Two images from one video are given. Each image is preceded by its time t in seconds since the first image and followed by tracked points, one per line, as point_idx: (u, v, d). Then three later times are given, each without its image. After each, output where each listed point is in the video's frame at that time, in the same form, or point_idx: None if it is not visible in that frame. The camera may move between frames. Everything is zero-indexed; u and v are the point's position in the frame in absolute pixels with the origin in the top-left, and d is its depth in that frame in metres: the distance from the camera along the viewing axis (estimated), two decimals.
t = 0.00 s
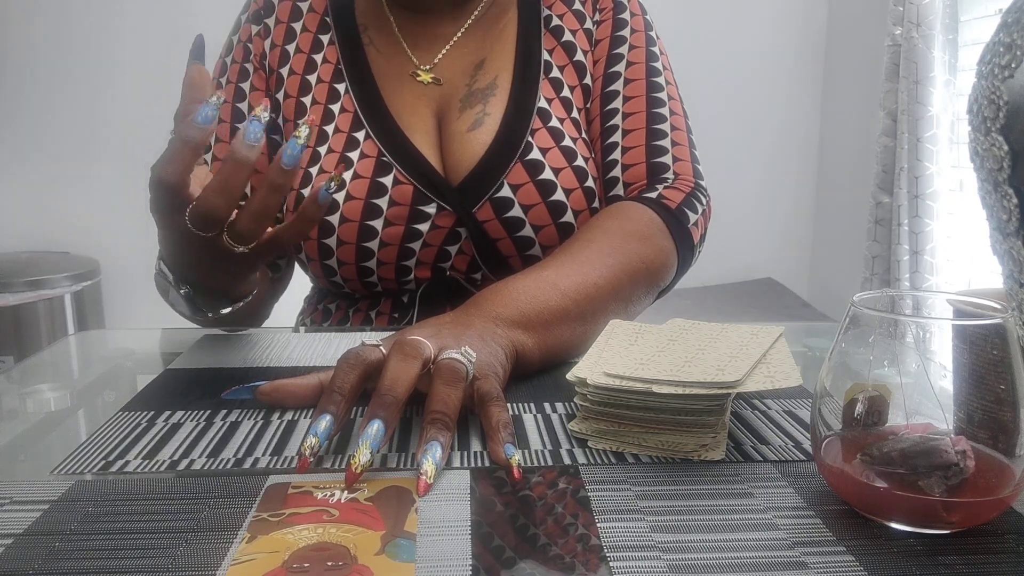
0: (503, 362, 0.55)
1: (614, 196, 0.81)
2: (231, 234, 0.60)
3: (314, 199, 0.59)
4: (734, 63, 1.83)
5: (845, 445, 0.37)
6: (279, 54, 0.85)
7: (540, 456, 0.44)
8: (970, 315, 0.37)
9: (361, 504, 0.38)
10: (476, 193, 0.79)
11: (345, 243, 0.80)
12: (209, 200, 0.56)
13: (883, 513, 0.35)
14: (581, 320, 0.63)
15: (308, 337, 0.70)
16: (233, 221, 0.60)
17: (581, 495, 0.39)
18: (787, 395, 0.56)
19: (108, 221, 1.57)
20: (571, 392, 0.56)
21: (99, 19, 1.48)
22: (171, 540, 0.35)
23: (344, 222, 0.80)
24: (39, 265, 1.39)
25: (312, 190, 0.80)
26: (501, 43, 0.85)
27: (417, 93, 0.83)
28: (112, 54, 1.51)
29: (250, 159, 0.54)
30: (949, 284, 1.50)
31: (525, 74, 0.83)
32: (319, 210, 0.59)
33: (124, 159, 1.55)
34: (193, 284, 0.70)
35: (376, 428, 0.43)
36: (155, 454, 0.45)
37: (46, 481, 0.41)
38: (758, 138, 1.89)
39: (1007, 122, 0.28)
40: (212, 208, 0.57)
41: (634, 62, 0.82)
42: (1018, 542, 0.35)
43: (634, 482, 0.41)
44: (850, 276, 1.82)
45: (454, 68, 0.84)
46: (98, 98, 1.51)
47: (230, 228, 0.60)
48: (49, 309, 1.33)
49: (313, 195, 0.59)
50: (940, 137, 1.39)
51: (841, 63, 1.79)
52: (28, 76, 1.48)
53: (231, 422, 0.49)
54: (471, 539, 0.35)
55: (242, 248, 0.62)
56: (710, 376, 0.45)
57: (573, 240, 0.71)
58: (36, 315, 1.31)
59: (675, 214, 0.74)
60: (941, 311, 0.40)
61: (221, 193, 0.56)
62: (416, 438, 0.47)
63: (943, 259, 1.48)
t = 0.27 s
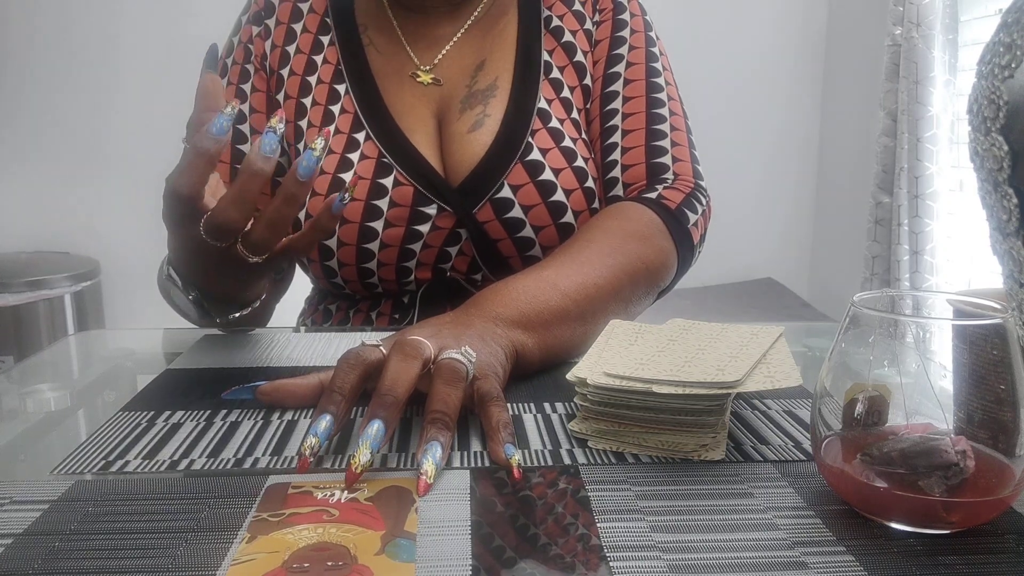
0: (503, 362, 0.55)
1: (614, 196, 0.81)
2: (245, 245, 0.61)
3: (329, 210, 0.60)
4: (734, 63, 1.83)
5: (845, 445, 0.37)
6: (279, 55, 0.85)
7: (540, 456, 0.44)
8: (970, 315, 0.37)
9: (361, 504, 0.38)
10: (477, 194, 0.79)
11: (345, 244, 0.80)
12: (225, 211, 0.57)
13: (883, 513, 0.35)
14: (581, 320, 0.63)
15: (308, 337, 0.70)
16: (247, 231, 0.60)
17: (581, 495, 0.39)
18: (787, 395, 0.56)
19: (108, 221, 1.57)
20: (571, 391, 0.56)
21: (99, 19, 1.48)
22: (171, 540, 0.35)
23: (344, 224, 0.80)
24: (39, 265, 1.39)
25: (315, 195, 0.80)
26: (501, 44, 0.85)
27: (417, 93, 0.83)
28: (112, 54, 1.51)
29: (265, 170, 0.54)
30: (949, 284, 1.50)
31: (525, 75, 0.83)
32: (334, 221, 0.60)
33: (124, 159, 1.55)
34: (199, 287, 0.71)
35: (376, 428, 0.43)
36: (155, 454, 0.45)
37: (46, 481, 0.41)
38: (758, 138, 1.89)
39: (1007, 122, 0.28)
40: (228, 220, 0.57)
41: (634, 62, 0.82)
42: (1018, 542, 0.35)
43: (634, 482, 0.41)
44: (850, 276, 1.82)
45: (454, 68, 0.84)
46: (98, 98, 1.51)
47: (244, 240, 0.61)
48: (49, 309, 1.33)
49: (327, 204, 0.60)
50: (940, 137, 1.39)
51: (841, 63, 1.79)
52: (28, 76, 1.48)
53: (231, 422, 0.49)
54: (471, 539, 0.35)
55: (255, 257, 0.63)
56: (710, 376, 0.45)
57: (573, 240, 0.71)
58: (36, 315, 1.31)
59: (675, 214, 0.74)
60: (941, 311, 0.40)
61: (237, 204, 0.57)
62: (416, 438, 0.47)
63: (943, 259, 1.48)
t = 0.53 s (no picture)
0: (503, 362, 0.55)
1: (614, 196, 0.81)
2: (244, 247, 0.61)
3: (328, 212, 0.60)
4: (734, 63, 1.83)
5: (845, 445, 0.37)
6: (279, 55, 0.85)
7: (540, 456, 0.44)
8: (970, 315, 0.37)
9: (361, 504, 0.38)
10: (476, 194, 0.79)
11: (344, 244, 0.80)
12: (224, 213, 0.57)
13: (883, 512, 0.35)
14: (581, 319, 0.63)
15: (308, 337, 0.70)
16: (246, 233, 0.60)
17: (581, 495, 0.39)
18: (787, 395, 0.56)
19: (108, 221, 1.57)
20: (571, 391, 0.56)
21: (99, 19, 1.48)
22: (171, 540, 0.35)
23: (343, 224, 0.80)
24: (39, 264, 1.39)
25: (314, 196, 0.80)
26: (501, 44, 0.85)
27: (416, 93, 0.83)
28: (112, 54, 1.51)
29: (265, 172, 0.54)
30: (949, 284, 1.50)
31: (525, 75, 0.83)
32: (333, 223, 0.60)
33: (124, 159, 1.55)
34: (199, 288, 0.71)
35: (376, 428, 0.43)
36: (155, 454, 0.45)
37: (46, 481, 0.41)
38: (758, 138, 1.89)
39: (1007, 122, 0.28)
40: (228, 222, 0.57)
41: (634, 62, 0.82)
42: (1018, 542, 0.35)
43: (634, 482, 0.41)
44: (850, 276, 1.82)
45: (454, 68, 0.84)
46: (98, 98, 1.51)
47: (243, 242, 0.61)
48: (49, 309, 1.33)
49: (326, 207, 0.60)
50: (940, 137, 1.39)
51: (841, 63, 1.79)
52: (28, 76, 1.48)
53: (231, 422, 0.49)
54: (471, 539, 0.35)
55: (254, 259, 0.63)
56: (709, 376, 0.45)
57: (572, 240, 0.71)
58: (36, 315, 1.31)
59: (675, 214, 0.74)
60: (941, 310, 0.40)
61: (236, 206, 0.57)
62: (416, 438, 0.47)
63: (943, 259, 1.48)
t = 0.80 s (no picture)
0: (502, 361, 0.55)
1: (614, 196, 0.81)
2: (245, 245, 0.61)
3: (330, 210, 0.60)
4: (734, 63, 1.83)
5: (845, 445, 0.37)
6: (280, 54, 0.85)
7: (540, 456, 0.44)
8: (970, 315, 0.37)
9: (361, 504, 0.38)
10: (476, 193, 0.79)
11: (344, 242, 0.80)
12: (225, 210, 0.57)
13: (883, 513, 0.35)
14: (581, 320, 0.63)
15: (308, 337, 0.70)
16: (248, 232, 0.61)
17: (581, 495, 0.39)
18: (787, 395, 0.56)
19: (107, 221, 1.57)
20: (571, 391, 0.56)
21: (99, 19, 1.48)
22: (170, 540, 0.35)
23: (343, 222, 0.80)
24: (39, 264, 1.39)
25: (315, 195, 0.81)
26: (502, 44, 0.85)
27: (417, 92, 0.83)
28: (112, 54, 1.51)
29: (268, 170, 0.55)
30: (949, 284, 1.50)
31: (526, 75, 0.83)
32: (334, 222, 0.61)
33: (124, 159, 1.55)
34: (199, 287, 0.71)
35: (376, 428, 0.43)
36: (155, 454, 0.45)
37: (46, 481, 0.41)
38: (758, 138, 1.89)
39: (1007, 122, 0.28)
40: (230, 219, 0.58)
41: (634, 62, 0.82)
42: (1018, 542, 0.35)
43: (634, 482, 0.41)
44: (850, 276, 1.82)
45: (455, 68, 0.84)
46: (98, 98, 1.51)
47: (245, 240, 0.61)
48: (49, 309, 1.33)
49: (327, 205, 0.60)
50: (940, 137, 1.39)
51: (841, 63, 1.79)
52: (28, 76, 1.48)
53: (231, 422, 0.49)
54: (471, 539, 0.35)
55: (255, 258, 0.63)
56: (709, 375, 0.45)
57: (573, 240, 0.71)
58: (36, 315, 1.31)
59: (675, 214, 0.74)
60: (941, 310, 0.40)
61: (238, 204, 0.57)
62: (416, 438, 0.47)
63: (943, 259, 1.48)
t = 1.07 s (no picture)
0: (502, 361, 0.55)
1: (614, 196, 0.81)
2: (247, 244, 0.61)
3: (332, 209, 0.61)
4: (734, 63, 1.83)
5: (845, 445, 0.37)
6: (280, 53, 0.85)
7: (540, 456, 0.44)
8: (970, 315, 0.37)
9: (361, 504, 0.38)
10: (477, 192, 0.79)
11: (345, 241, 0.80)
12: (227, 208, 0.57)
13: (883, 513, 0.35)
14: (581, 319, 0.63)
15: (308, 337, 0.70)
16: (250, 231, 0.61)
17: (581, 495, 0.39)
18: (788, 395, 0.56)
19: (107, 221, 1.57)
20: (571, 391, 0.56)
21: (99, 19, 1.48)
22: (170, 540, 0.35)
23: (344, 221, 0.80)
24: (39, 264, 1.39)
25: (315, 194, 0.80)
26: (503, 43, 0.85)
27: (418, 92, 0.83)
28: (112, 54, 1.51)
29: (271, 168, 0.55)
30: (949, 284, 1.50)
31: (526, 74, 0.83)
32: (337, 221, 0.61)
33: (123, 159, 1.55)
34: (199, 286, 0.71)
35: (376, 428, 0.43)
36: (155, 454, 0.45)
37: (46, 481, 0.41)
38: (758, 138, 1.89)
39: (1007, 122, 0.28)
40: (233, 217, 0.57)
41: (635, 62, 0.82)
42: (1018, 542, 0.35)
43: (634, 482, 0.41)
44: (850, 276, 1.82)
45: (455, 67, 0.84)
46: (98, 98, 1.51)
47: (247, 239, 0.61)
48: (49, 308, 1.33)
49: (329, 204, 0.61)
50: (940, 137, 1.39)
51: (841, 63, 1.79)
52: (28, 76, 1.48)
53: (231, 422, 0.49)
54: (471, 539, 0.35)
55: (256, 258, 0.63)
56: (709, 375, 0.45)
57: (573, 240, 0.71)
58: (36, 315, 1.31)
59: (675, 214, 0.74)
60: (941, 310, 0.40)
61: (240, 202, 0.57)
62: (416, 437, 0.47)
63: (943, 259, 1.48)
